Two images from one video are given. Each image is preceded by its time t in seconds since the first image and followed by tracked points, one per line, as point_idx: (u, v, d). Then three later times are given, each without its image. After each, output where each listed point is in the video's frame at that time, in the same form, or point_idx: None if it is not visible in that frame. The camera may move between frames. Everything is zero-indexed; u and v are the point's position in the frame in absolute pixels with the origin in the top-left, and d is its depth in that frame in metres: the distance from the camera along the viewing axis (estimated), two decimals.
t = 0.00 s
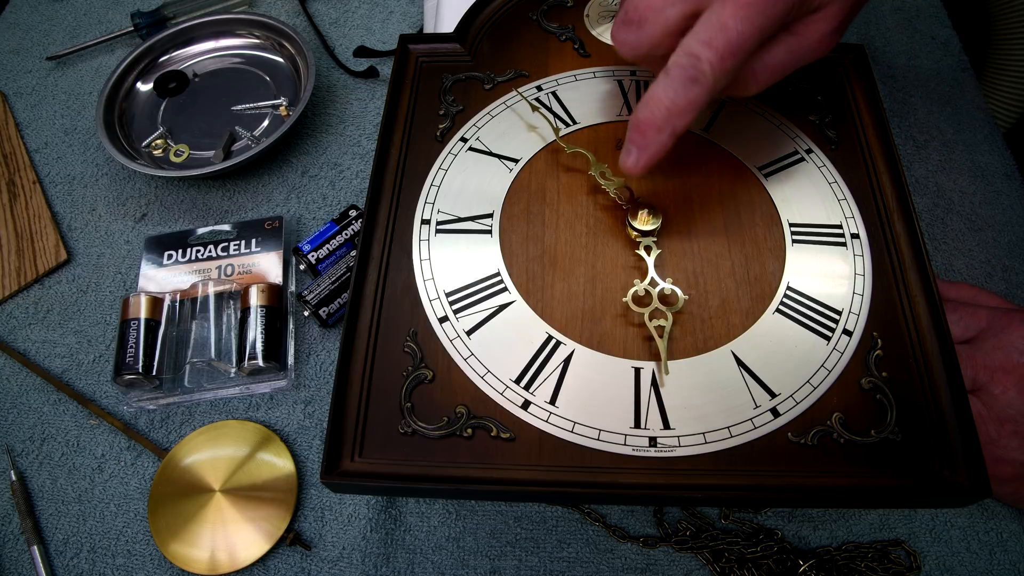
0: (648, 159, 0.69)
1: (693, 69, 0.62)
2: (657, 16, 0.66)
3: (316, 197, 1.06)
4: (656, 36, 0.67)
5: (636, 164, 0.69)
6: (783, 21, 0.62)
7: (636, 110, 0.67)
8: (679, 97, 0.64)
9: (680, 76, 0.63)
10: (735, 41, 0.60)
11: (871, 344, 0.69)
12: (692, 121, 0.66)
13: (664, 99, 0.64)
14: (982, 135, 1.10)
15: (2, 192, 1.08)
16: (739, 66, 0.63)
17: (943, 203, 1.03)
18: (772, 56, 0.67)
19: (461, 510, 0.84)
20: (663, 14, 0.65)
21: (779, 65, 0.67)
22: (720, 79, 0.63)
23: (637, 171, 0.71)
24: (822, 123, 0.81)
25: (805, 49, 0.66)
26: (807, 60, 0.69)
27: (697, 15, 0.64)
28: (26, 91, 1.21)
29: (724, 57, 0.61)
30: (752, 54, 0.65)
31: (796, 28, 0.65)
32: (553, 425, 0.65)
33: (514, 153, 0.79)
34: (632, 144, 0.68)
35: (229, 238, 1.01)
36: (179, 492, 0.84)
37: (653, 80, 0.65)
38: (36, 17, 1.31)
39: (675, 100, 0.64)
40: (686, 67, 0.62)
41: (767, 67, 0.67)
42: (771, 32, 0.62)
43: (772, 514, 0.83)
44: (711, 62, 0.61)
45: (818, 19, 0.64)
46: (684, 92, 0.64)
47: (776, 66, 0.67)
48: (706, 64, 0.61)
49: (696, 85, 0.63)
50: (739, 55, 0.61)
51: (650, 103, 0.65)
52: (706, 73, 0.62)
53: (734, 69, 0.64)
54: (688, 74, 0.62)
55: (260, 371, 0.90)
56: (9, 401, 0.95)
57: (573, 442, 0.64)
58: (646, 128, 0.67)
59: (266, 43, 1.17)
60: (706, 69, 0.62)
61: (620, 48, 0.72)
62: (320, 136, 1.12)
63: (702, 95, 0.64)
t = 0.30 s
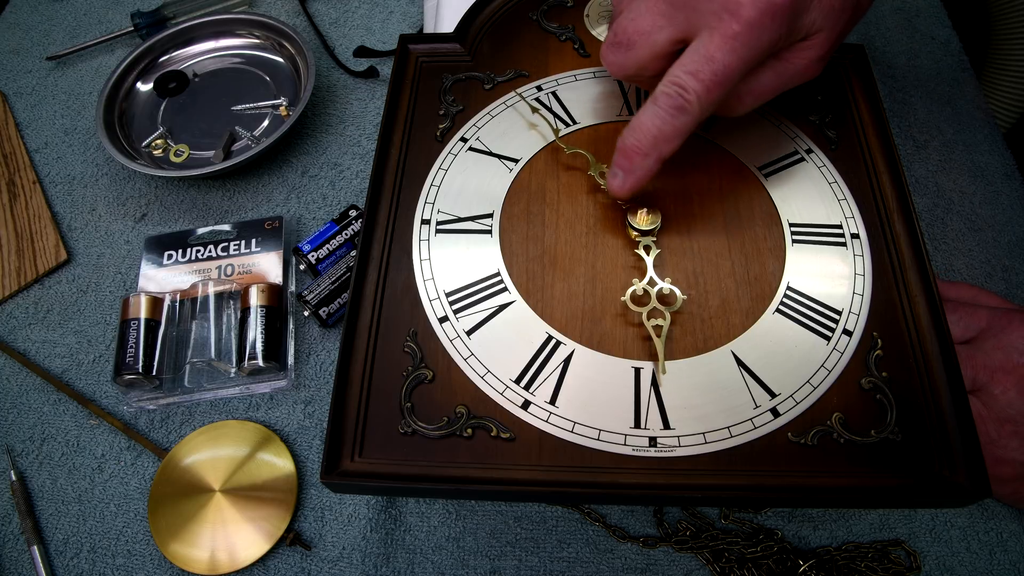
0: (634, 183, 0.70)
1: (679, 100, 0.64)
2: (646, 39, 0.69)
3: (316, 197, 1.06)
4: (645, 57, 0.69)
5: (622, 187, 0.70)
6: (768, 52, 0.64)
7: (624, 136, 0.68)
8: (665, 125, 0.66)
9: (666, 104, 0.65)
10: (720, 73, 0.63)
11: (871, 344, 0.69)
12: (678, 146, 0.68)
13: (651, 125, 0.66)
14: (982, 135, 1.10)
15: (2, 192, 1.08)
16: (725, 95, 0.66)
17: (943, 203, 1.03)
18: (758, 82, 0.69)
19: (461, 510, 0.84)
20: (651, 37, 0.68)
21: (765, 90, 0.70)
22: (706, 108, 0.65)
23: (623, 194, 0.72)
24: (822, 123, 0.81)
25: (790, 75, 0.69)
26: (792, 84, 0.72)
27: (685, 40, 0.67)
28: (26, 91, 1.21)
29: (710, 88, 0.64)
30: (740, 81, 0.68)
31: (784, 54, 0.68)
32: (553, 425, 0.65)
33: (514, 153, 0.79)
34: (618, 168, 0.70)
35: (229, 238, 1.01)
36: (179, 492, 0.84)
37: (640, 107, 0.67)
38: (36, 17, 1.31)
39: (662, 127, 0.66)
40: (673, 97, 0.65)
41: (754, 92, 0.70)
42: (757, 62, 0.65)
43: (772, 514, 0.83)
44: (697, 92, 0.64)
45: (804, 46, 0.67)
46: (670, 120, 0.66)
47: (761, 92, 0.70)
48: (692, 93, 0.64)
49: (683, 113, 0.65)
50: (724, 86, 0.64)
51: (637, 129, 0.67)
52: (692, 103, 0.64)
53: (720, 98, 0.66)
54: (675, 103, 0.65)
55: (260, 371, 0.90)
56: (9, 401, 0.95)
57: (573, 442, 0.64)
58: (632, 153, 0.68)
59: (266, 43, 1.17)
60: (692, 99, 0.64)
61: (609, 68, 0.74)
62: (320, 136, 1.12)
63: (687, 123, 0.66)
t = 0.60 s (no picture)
0: (632, 174, 0.69)
1: (681, 93, 0.64)
2: (649, 32, 0.69)
3: (316, 197, 1.06)
4: (647, 52, 0.70)
5: (619, 179, 0.69)
6: (773, 48, 0.64)
7: (624, 127, 0.68)
8: (666, 119, 0.65)
9: (669, 97, 0.64)
10: (724, 68, 0.62)
11: (871, 344, 0.69)
12: (677, 141, 0.68)
13: (652, 118, 0.65)
14: (982, 135, 1.10)
15: (2, 192, 1.08)
16: (726, 91, 0.66)
17: (943, 203, 1.03)
18: (760, 81, 0.69)
19: (461, 510, 0.84)
20: (655, 30, 0.68)
21: (766, 89, 0.70)
22: (707, 103, 0.65)
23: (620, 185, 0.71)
24: (822, 123, 0.81)
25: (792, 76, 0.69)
26: (795, 86, 0.72)
27: (688, 34, 0.67)
28: (26, 91, 1.21)
29: (713, 83, 0.63)
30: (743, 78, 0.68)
31: (787, 54, 0.68)
32: (553, 425, 0.65)
33: (514, 153, 0.79)
34: (616, 160, 0.69)
35: (229, 238, 1.01)
36: (179, 493, 0.84)
37: (641, 100, 0.67)
38: (36, 17, 1.31)
39: (662, 120, 0.65)
40: (675, 90, 0.64)
41: (755, 91, 0.70)
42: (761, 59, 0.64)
43: (772, 514, 0.83)
44: (700, 86, 0.63)
45: (808, 46, 0.67)
46: (671, 114, 0.65)
47: (763, 91, 0.70)
48: (695, 87, 0.63)
49: (684, 107, 0.64)
50: (727, 81, 0.63)
51: (637, 121, 0.66)
52: (694, 98, 0.64)
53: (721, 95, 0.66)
54: (677, 97, 0.64)
55: (260, 371, 0.90)
56: (9, 401, 0.95)
57: (573, 442, 0.64)
58: (632, 145, 0.67)
59: (266, 43, 1.17)
60: (695, 93, 0.64)
61: (611, 59, 0.74)
62: (320, 136, 1.12)
63: (688, 118, 0.65)
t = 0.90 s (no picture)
0: (604, 156, 0.71)
1: (654, 82, 0.65)
2: (630, 21, 0.68)
3: (316, 197, 1.06)
4: (629, 40, 0.70)
5: (589, 159, 0.71)
6: (749, 43, 0.65)
7: (598, 111, 0.69)
8: (638, 105, 0.67)
9: (642, 84, 0.65)
10: (696, 61, 0.63)
11: (871, 344, 0.69)
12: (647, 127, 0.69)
13: (624, 104, 0.67)
14: (982, 135, 1.10)
15: (2, 192, 1.08)
16: (700, 83, 0.67)
17: (943, 203, 1.03)
18: (738, 74, 0.70)
19: (461, 510, 0.84)
20: (637, 20, 0.67)
21: (744, 83, 0.70)
22: (678, 92, 0.66)
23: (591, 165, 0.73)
24: (822, 123, 0.81)
25: (770, 71, 0.70)
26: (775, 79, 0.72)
27: (669, 24, 0.67)
28: (26, 91, 1.21)
29: (685, 74, 0.64)
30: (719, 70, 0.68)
31: (766, 48, 0.68)
32: (553, 425, 0.65)
33: (514, 153, 0.79)
34: (588, 141, 0.71)
35: (229, 238, 1.01)
36: (179, 493, 0.84)
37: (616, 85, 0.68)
38: (36, 17, 1.31)
39: (634, 106, 0.67)
40: (648, 78, 0.65)
41: (734, 84, 0.70)
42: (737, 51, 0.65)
43: (772, 514, 0.83)
44: (672, 77, 0.65)
45: (788, 42, 0.68)
46: (644, 102, 0.66)
47: (741, 85, 0.70)
48: (666, 77, 0.64)
49: (656, 95, 0.66)
50: (699, 73, 0.64)
51: (610, 106, 0.68)
52: (666, 88, 0.65)
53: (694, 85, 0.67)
54: (650, 85, 0.65)
55: (260, 371, 0.90)
56: (9, 401, 0.95)
57: (573, 442, 0.64)
58: (604, 129, 0.69)
59: (266, 43, 1.17)
60: (667, 83, 0.65)
61: (593, 47, 0.73)
62: (320, 136, 1.12)
63: (660, 106, 0.67)
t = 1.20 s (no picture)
0: (619, 174, 0.70)
1: (668, 98, 0.64)
2: (641, 34, 0.68)
3: (316, 197, 1.06)
4: (639, 53, 0.70)
5: (604, 178, 0.71)
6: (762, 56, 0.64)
7: (611, 129, 0.69)
8: (653, 122, 0.66)
9: (655, 101, 0.65)
10: (712, 77, 0.62)
11: (871, 344, 0.69)
12: (663, 144, 0.69)
13: (637, 121, 0.66)
14: (982, 135, 1.10)
15: (2, 192, 1.08)
16: (714, 98, 0.66)
17: (943, 203, 1.03)
18: (752, 86, 0.69)
19: (461, 510, 0.84)
20: (647, 33, 0.68)
21: (759, 95, 0.70)
22: (693, 108, 0.65)
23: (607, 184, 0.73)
24: (822, 123, 0.81)
25: (785, 83, 0.69)
26: (788, 91, 0.71)
27: (680, 37, 0.67)
28: (26, 91, 1.21)
29: (700, 88, 0.63)
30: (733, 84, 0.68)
31: (779, 62, 0.68)
32: (553, 425, 0.65)
33: (514, 153, 0.79)
34: (603, 160, 0.70)
35: (229, 238, 1.01)
36: (179, 493, 0.84)
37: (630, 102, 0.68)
38: (36, 17, 1.31)
39: (648, 123, 0.66)
40: (662, 95, 0.65)
41: (747, 97, 0.70)
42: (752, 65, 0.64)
43: (772, 514, 0.83)
44: (686, 92, 0.64)
45: (801, 55, 0.67)
46: (657, 118, 0.66)
47: (756, 97, 0.70)
48: (681, 93, 0.64)
49: (670, 112, 0.65)
50: (715, 88, 0.64)
51: (624, 124, 0.67)
52: (680, 103, 0.64)
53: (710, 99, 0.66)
54: (663, 102, 0.65)
55: (260, 371, 0.90)
56: (9, 401, 0.95)
57: (573, 442, 0.64)
58: (618, 147, 0.68)
59: (266, 43, 1.17)
60: (681, 99, 0.64)
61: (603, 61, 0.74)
62: (320, 136, 1.12)
63: (674, 122, 0.66)
